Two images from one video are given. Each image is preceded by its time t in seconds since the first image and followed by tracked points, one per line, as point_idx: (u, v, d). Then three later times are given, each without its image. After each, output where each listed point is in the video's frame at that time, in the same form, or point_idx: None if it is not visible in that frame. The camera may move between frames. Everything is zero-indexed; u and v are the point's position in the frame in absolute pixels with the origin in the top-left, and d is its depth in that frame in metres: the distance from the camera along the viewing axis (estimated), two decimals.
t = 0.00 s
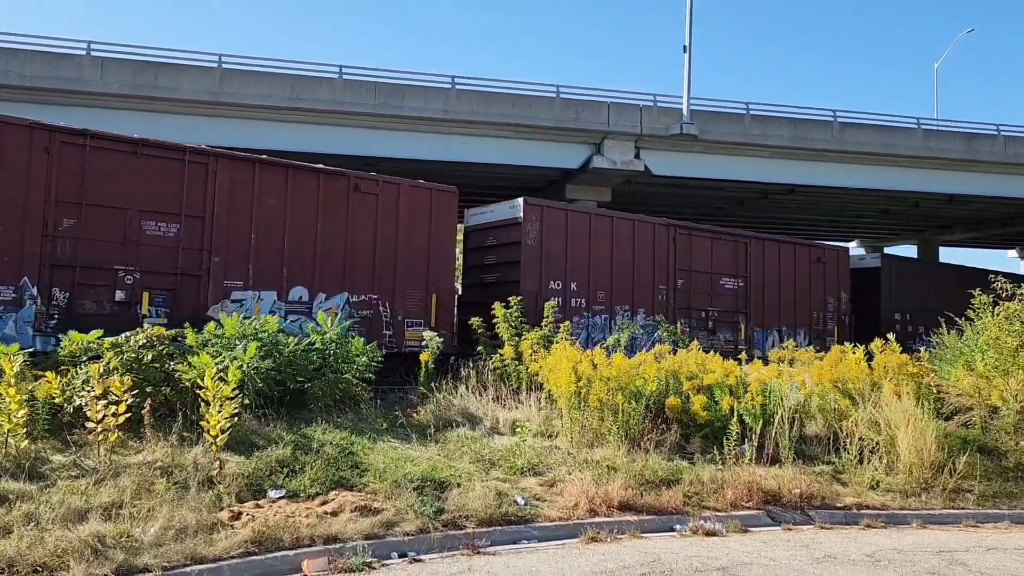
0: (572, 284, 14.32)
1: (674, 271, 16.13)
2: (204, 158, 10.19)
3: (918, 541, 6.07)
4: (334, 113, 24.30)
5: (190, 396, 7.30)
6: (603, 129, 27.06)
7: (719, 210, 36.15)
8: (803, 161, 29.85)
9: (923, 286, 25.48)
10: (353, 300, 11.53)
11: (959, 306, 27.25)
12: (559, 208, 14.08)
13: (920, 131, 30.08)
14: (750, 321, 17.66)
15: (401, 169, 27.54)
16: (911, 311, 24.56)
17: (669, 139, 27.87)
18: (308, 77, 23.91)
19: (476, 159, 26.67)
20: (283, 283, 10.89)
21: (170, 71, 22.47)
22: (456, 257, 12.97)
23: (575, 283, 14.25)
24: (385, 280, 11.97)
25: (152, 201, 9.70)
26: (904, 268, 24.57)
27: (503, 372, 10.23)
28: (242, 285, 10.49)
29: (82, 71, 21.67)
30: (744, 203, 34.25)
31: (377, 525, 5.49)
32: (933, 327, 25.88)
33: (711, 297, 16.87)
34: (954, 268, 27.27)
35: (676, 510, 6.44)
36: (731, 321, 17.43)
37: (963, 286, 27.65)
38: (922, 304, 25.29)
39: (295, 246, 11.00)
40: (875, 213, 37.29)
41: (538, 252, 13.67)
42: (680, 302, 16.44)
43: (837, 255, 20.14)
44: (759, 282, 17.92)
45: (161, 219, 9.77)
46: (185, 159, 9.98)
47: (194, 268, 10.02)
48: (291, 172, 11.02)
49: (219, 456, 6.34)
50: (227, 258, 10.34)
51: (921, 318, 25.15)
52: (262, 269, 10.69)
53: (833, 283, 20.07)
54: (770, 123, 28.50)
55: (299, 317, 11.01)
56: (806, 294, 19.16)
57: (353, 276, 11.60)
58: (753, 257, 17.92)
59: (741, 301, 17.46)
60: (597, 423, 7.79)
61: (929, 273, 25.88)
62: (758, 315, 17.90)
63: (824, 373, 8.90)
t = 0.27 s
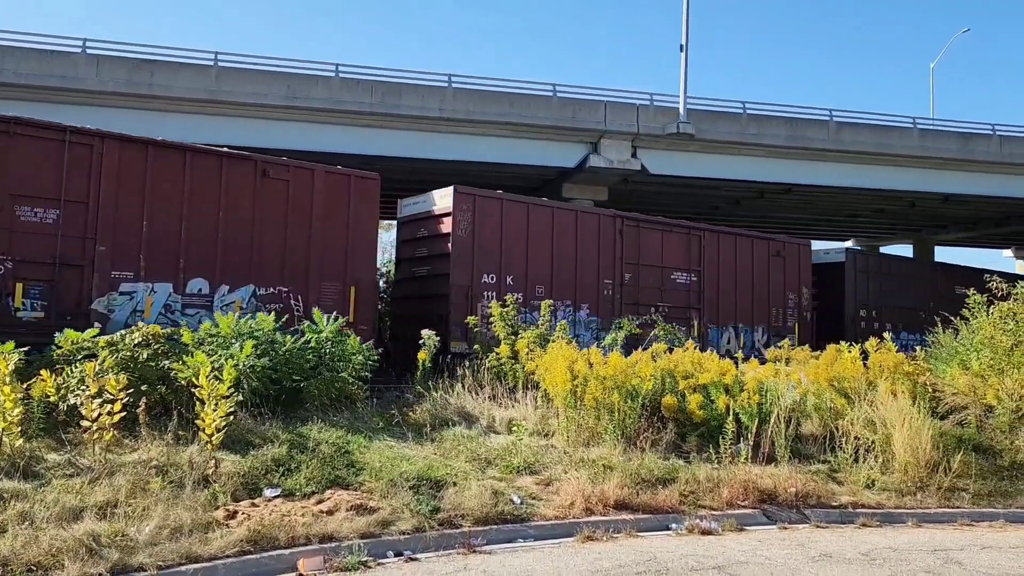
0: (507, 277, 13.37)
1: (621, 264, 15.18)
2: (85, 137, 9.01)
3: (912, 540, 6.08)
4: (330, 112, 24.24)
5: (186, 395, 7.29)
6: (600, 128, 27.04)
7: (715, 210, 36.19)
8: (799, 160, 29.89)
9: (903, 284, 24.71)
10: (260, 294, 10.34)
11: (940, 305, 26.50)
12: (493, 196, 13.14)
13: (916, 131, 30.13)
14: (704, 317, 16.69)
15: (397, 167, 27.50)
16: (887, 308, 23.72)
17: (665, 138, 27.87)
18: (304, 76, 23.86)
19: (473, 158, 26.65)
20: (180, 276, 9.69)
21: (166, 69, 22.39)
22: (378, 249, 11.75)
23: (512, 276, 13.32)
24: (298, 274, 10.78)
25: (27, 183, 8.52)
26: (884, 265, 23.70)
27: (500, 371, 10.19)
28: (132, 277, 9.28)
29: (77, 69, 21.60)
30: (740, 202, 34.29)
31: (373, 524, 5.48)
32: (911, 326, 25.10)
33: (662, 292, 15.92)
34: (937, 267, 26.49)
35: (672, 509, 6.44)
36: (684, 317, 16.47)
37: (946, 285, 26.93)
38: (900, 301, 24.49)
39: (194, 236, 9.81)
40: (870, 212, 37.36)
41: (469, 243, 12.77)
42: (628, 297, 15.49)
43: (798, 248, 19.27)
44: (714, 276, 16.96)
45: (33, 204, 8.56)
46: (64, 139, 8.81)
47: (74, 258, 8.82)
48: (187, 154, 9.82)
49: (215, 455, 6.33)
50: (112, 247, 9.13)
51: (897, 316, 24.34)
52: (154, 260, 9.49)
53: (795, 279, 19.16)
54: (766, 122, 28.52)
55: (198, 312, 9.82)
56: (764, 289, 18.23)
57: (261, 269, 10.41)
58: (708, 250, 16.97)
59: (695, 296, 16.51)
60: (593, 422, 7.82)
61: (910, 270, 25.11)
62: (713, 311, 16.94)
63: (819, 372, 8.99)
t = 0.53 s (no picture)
0: (435, 271, 12.68)
1: (563, 258, 14.48)
2: None
3: (908, 539, 6.09)
4: (326, 111, 24.20)
5: (180, 394, 7.26)
6: (596, 128, 27.05)
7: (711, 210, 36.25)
8: (795, 160, 29.94)
9: (867, 282, 24.22)
10: (151, 286, 9.84)
11: (910, 303, 25.91)
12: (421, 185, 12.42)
13: (911, 131, 30.20)
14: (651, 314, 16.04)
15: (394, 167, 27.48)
16: (848, 306, 23.23)
17: (661, 138, 27.90)
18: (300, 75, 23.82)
19: (469, 158, 26.63)
20: (59, 265, 9.21)
21: (161, 68, 22.33)
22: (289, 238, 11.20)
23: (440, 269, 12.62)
24: (195, 263, 10.26)
25: None
26: (847, 262, 23.17)
27: (495, 371, 10.18)
28: (2, 267, 8.81)
29: (72, 68, 21.56)
30: (736, 202, 34.34)
31: (368, 524, 5.47)
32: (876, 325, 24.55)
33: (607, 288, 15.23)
34: (908, 263, 25.88)
35: (668, 509, 6.44)
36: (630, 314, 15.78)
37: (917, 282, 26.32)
38: (863, 300, 24.00)
39: (77, 223, 9.32)
40: (865, 212, 37.44)
41: (395, 234, 12.08)
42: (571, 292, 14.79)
43: (757, 244, 18.68)
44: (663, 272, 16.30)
45: None
46: None
47: None
48: (70, 137, 9.30)
49: (210, 454, 6.32)
50: None
51: (860, 314, 23.83)
52: (30, 248, 9.00)
53: (750, 276, 18.56)
54: (762, 123, 28.55)
55: (81, 305, 9.39)
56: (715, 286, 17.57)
57: (153, 258, 9.91)
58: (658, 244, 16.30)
59: (641, 292, 15.84)
60: (588, 421, 7.82)
61: (876, 268, 24.56)
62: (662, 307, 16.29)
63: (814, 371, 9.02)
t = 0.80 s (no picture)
0: (355, 264, 11.79)
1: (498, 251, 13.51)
2: None
3: (903, 540, 6.09)
4: (322, 111, 24.17)
5: (175, 393, 7.23)
6: (592, 128, 27.05)
7: (706, 210, 36.30)
8: (790, 161, 29.99)
9: (836, 279, 22.93)
10: (24, 277, 9.13)
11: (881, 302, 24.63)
12: (339, 172, 11.56)
13: (906, 132, 30.28)
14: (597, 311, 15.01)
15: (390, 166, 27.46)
16: (812, 304, 21.90)
17: (657, 139, 27.92)
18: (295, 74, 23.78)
19: (465, 157, 26.62)
20: None
21: (156, 67, 22.27)
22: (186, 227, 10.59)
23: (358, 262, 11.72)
24: (78, 253, 9.57)
25: None
26: (813, 258, 21.89)
27: (491, 371, 10.19)
28: None
29: (67, 67, 21.51)
30: (731, 202, 34.37)
31: (363, 524, 5.47)
32: (844, 325, 23.23)
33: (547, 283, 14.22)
34: (880, 260, 24.59)
35: (664, 509, 6.44)
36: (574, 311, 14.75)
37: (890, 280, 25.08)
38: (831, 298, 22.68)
39: None
40: (860, 213, 37.53)
41: (310, 224, 11.22)
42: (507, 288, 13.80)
43: (712, 238, 17.72)
44: (609, 266, 15.30)
45: None
46: None
47: None
48: None
49: (205, 455, 6.30)
50: None
51: (826, 312, 22.47)
52: None
53: (705, 273, 17.55)
54: (758, 123, 28.58)
55: None
56: (669, 282, 16.58)
57: (30, 247, 9.18)
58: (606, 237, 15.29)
59: (586, 288, 14.84)
60: (584, 422, 7.81)
61: (846, 264, 23.24)
62: (608, 304, 15.29)
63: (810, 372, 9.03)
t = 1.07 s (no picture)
0: (263, 257, 10.91)
1: (426, 244, 12.61)
2: None
3: (899, 541, 6.10)
4: (319, 111, 24.16)
5: (171, 394, 7.21)
6: (589, 129, 27.07)
7: (703, 211, 36.35)
8: (787, 162, 30.04)
9: (802, 275, 21.49)
10: None
11: (851, 301, 23.14)
12: (245, 157, 10.67)
13: (902, 133, 30.36)
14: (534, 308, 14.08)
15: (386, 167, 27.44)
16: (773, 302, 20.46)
17: (653, 140, 27.96)
18: (292, 75, 23.77)
19: (462, 158, 26.62)
20: None
21: (152, 67, 22.23)
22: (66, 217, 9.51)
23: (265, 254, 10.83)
24: None
25: None
26: (774, 254, 20.51)
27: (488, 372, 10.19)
28: None
29: (63, 67, 21.47)
30: (727, 204, 34.42)
31: (360, 525, 5.45)
32: (809, 324, 21.72)
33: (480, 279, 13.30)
34: (850, 256, 23.13)
35: (660, 510, 6.44)
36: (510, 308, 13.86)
37: (860, 278, 23.59)
38: (795, 295, 21.26)
39: None
40: (857, 215, 37.61)
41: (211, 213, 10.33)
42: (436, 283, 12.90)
43: (662, 232, 16.77)
44: (550, 261, 14.39)
45: None
46: None
47: None
48: None
49: (200, 456, 6.28)
50: None
51: (787, 311, 20.96)
52: None
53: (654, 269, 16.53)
54: (754, 124, 28.64)
55: None
56: (617, 278, 15.70)
57: None
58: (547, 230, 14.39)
59: (524, 283, 13.95)
60: (581, 423, 7.82)
61: (813, 261, 21.82)
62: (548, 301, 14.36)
63: (807, 373, 9.03)
